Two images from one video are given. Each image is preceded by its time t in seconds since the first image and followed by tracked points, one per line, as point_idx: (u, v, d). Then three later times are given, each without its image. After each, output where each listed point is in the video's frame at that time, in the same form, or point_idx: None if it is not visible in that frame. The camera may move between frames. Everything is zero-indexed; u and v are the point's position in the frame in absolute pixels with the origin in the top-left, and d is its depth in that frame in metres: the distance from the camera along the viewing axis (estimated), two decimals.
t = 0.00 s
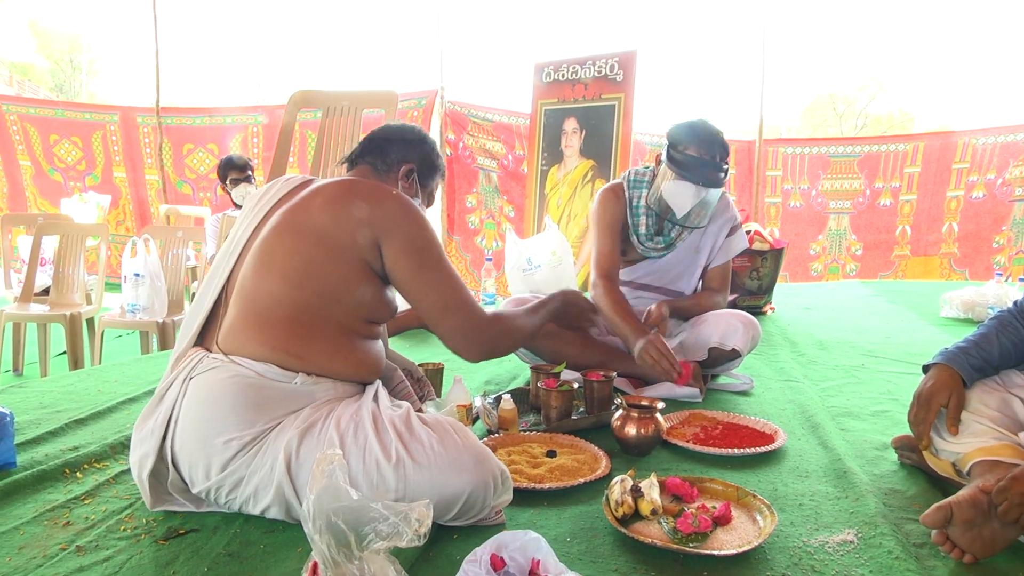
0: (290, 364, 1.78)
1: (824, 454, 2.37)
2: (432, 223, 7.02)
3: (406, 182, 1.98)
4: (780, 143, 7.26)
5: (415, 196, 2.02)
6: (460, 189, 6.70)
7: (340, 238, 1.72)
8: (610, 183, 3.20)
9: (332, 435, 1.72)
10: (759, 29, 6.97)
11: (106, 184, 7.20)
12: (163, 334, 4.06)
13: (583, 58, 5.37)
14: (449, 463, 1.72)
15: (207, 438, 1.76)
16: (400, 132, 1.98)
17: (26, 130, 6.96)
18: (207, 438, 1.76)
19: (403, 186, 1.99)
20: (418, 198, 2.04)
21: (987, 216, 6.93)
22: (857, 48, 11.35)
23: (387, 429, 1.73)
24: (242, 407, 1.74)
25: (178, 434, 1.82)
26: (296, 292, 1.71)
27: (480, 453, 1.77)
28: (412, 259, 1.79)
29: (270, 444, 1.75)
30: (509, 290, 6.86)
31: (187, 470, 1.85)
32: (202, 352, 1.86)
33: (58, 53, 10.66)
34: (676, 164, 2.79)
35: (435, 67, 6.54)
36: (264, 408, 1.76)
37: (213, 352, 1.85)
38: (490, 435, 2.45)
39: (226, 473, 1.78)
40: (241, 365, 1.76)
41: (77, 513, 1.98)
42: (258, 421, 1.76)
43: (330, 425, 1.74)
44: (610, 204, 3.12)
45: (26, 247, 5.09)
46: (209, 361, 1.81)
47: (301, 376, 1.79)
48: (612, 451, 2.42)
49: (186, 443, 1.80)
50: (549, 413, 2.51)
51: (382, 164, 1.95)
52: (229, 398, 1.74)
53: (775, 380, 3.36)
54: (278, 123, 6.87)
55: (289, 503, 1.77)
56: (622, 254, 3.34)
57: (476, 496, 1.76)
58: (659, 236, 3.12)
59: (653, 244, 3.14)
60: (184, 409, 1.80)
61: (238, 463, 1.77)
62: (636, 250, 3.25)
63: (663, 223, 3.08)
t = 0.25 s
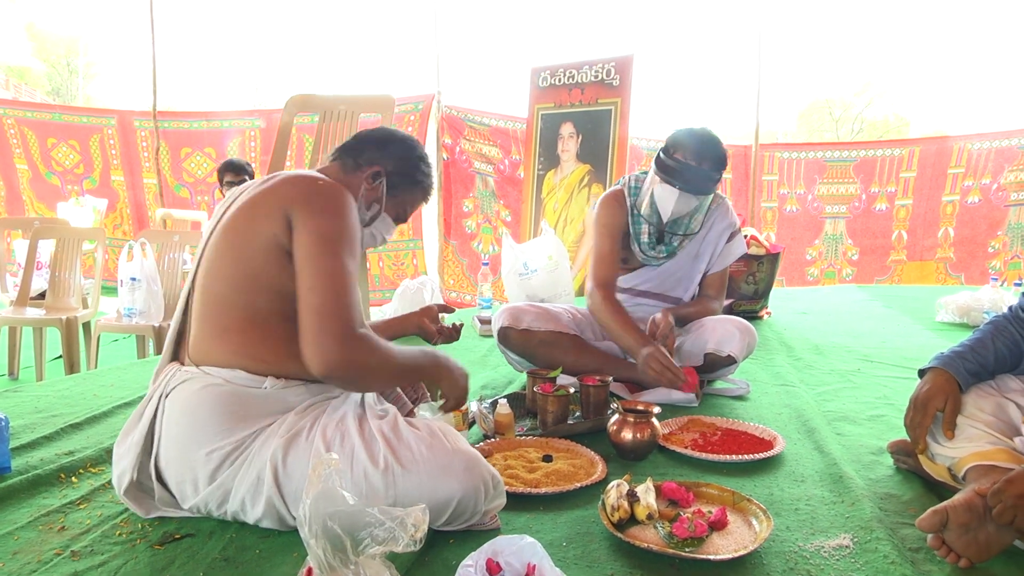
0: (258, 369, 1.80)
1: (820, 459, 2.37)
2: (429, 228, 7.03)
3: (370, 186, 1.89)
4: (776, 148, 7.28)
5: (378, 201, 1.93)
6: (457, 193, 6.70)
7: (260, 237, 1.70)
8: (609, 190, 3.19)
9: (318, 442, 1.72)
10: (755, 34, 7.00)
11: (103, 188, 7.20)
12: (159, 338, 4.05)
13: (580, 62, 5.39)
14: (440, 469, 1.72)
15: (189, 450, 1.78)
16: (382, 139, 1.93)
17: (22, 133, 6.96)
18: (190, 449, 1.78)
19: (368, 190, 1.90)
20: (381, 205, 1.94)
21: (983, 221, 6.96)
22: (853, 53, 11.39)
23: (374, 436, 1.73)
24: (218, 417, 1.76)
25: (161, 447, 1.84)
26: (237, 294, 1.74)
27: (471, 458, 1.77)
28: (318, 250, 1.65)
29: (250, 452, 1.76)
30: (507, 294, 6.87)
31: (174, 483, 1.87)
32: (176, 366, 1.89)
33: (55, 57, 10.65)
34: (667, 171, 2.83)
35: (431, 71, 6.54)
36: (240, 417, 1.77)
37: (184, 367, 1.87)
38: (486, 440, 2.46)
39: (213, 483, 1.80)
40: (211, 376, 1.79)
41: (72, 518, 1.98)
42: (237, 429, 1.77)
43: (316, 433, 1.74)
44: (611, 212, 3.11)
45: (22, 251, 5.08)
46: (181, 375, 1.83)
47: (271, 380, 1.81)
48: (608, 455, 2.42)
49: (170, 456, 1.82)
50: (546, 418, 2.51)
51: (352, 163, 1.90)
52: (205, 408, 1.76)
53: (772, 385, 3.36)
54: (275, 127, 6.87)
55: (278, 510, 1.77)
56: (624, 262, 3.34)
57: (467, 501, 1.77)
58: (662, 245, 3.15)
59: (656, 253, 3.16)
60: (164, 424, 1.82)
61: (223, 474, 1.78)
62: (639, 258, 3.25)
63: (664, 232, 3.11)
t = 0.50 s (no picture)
0: (233, 384, 1.81)
1: (818, 459, 2.37)
2: (430, 227, 7.02)
3: (309, 144, 1.88)
4: (777, 149, 7.28)
5: (325, 155, 1.92)
6: (457, 192, 6.69)
7: (214, 244, 1.70)
8: (592, 187, 3.36)
9: (308, 450, 1.72)
10: (755, 34, 6.99)
11: (102, 185, 7.19)
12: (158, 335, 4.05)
13: (581, 62, 5.39)
14: (435, 471, 1.72)
15: (178, 470, 1.80)
16: (298, 85, 1.84)
17: (21, 130, 6.95)
18: (179, 468, 1.80)
19: (308, 149, 1.89)
20: (331, 155, 1.92)
21: (983, 223, 6.97)
22: (854, 55, 11.41)
23: (369, 439, 1.73)
24: (199, 437, 1.77)
25: (150, 466, 1.86)
26: (204, 307, 1.75)
27: (468, 458, 1.77)
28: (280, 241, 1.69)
29: (238, 468, 1.77)
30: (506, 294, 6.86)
31: (168, 501, 1.89)
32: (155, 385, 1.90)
33: (55, 53, 10.64)
34: (646, 161, 2.94)
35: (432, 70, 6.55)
36: (221, 435, 1.78)
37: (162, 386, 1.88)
38: (485, 439, 2.46)
39: (206, 499, 1.81)
40: (189, 396, 1.80)
41: (71, 515, 1.98)
42: (221, 446, 1.78)
43: (308, 441, 1.73)
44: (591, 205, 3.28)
45: (21, 247, 5.07)
46: (159, 396, 1.84)
47: (248, 393, 1.81)
48: (607, 455, 2.42)
49: (162, 479, 1.85)
50: (545, 417, 2.51)
51: (279, 128, 1.85)
52: (187, 429, 1.77)
53: (771, 385, 3.37)
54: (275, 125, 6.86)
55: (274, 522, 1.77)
56: (610, 259, 3.40)
57: (466, 501, 1.76)
58: (641, 236, 3.20)
59: (635, 244, 3.21)
60: (151, 444, 1.84)
61: (216, 491, 1.80)
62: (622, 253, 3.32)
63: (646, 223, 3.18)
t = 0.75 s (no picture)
0: (236, 374, 1.81)
1: (820, 460, 2.37)
2: (431, 226, 7.03)
3: (319, 156, 1.86)
4: (779, 149, 7.27)
5: (331, 169, 1.90)
6: (459, 191, 6.69)
7: (221, 240, 1.72)
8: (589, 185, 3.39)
9: (309, 445, 1.71)
10: (758, 34, 6.99)
11: (102, 182, 7.19)
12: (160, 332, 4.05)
13: (584, 61, 5.39)
14: (435, 467, 1.72)
15: (179, 460, 1.80)
16: (319, 100, 1.85)
17: (22, 127, 6.96)
18: (180, 459, 1.79)
19: (318, 160, 1.88)
20: (337, 171, 1.91)
21: (985, 224, 6.96)
22: (856, 56, 11.40)
23: (370, 435, 1.73)
24: (200, 426, 1.76)
25: (150, 457, 1.86)
26: (207, 302, 1.76)
27: (468, 456, 1.77)
28: (287, 239, 1.70)
29: (240, 458, 1.76)
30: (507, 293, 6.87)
31: (168, 493, 1.88)
32: (157, 377, 1.90)
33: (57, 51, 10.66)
34: (626, 151, 2.98)
35: (435, 68, 6.56)
36: (222, 424, 1.77)
37: (164, 377, 1.89)
38: (486, 438, 2.46)
39: (207, 491, 1.81)
40: (190, 384, 1.80)
41: (72, 511, 1.98)
42: (223, 435, 1.78)
43: (309, 435, 1.73)
44: (584, 201, 3.31)
45: (22, 245, 5.07)
46: (161, 386, 1.84)
47: (249, 383, 1.81)
48: (608, 454, 2.42)
49: (161, 469, 1.84)
50: (546, 415, 2.51)
51: (296, 136, 1.86)
52: (188, 418, 1.77)
53: (772, 385, 3.36)
54: (277, 123, 6.87)
55: (276, 516, 1.76)
56: (605, 258, 3.40)
57: (466, 498, 1.76)
58: (630, 229, 3.22)
59: (624, 238, 3.22)
60: (152, 436, 1.83)
61: (215, 482, 1.79)
62: (616, 250, 3.32)
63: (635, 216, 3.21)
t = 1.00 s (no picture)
0: (236, 378, 1.81)
1: (818, 461, 2.37)
2: (429, 229, 7.03)
3: (325, 164, 1.87)
4: (776, 150, 7.28)
5: (336, 177, 1.90)
6: (457, 194, 6.69)
7: (221, 241, 1.71)
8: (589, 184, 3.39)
9: (308, 448, 1.71)
10: (755, 35, 7.00)
11: (99, 186, 7.18)
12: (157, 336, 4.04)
13: (581, 63, 5.40)
14: (434, 471, 1.72)
15: (178, 464, 1.80)
16: (328, 110, 1.86)
17: (19, 131, 6.96)
18: (179, 463, 1.80)
19: (323, 168, 1.88)
20: (342, 180, 1.91)
21: (982, 224, 6.98)
22: (853, 58, 11.43)
23: (369, 439, 1.73)
24: (200, 430, 1.77)
25: (149, 461, 1.86)
26: (206, 303, 1.75)
27: (467, 459, 1.77)
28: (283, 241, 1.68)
29: (239, 463, 1.76)
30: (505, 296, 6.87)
31: (167, 498, 1.88)
32: (156, 381, 1.91)
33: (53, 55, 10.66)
34: (621, 151, 2.98)
35: (432, 72, 6.58)
36: (222, 429, 1.78)
37: (164, 381, 1.89)
38: (484, 440, 2.46)
39: (205, 495, 1.81)
40: (191, 389, 1.81)
41: (70, 516, 1.98)
42: (223, 440, 1.78)
43: (308, 439, 1.73)
44: (582, 200, 3.31)
45: (19, 249, 5.07)
46: (160, 391, 1.85)
47: (249, 387, 1.81)
48: (606, 457, 2.42)
49: (161, 473, 1.84)
50: (544, 418, 2.51)
51: (303, 143, 1.86)
52: (187, 423, 1.77)
53: (770, 387, 3.36)
54: (274, 126, 6.87)
55: (275, 520, 1.76)
56: (603, 259, 3.40)
57: (465, 501, 1.76)
58: (627, 228, 3.22)
59: (621, 236, 3.22)
60: (151, 440, 1.84)
61: (215, 486, 1.79)
62: (613, 249, 3.32)
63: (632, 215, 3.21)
